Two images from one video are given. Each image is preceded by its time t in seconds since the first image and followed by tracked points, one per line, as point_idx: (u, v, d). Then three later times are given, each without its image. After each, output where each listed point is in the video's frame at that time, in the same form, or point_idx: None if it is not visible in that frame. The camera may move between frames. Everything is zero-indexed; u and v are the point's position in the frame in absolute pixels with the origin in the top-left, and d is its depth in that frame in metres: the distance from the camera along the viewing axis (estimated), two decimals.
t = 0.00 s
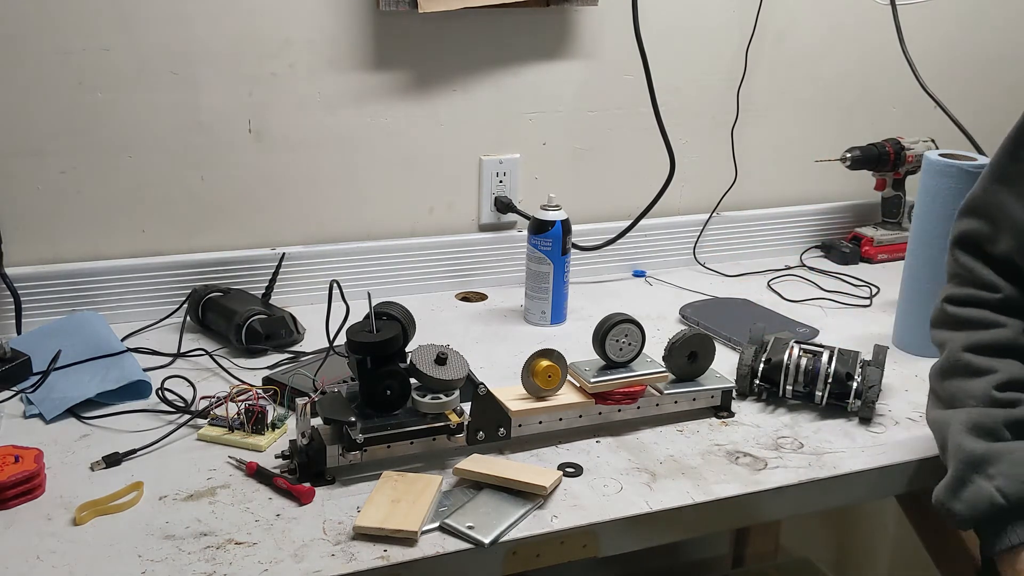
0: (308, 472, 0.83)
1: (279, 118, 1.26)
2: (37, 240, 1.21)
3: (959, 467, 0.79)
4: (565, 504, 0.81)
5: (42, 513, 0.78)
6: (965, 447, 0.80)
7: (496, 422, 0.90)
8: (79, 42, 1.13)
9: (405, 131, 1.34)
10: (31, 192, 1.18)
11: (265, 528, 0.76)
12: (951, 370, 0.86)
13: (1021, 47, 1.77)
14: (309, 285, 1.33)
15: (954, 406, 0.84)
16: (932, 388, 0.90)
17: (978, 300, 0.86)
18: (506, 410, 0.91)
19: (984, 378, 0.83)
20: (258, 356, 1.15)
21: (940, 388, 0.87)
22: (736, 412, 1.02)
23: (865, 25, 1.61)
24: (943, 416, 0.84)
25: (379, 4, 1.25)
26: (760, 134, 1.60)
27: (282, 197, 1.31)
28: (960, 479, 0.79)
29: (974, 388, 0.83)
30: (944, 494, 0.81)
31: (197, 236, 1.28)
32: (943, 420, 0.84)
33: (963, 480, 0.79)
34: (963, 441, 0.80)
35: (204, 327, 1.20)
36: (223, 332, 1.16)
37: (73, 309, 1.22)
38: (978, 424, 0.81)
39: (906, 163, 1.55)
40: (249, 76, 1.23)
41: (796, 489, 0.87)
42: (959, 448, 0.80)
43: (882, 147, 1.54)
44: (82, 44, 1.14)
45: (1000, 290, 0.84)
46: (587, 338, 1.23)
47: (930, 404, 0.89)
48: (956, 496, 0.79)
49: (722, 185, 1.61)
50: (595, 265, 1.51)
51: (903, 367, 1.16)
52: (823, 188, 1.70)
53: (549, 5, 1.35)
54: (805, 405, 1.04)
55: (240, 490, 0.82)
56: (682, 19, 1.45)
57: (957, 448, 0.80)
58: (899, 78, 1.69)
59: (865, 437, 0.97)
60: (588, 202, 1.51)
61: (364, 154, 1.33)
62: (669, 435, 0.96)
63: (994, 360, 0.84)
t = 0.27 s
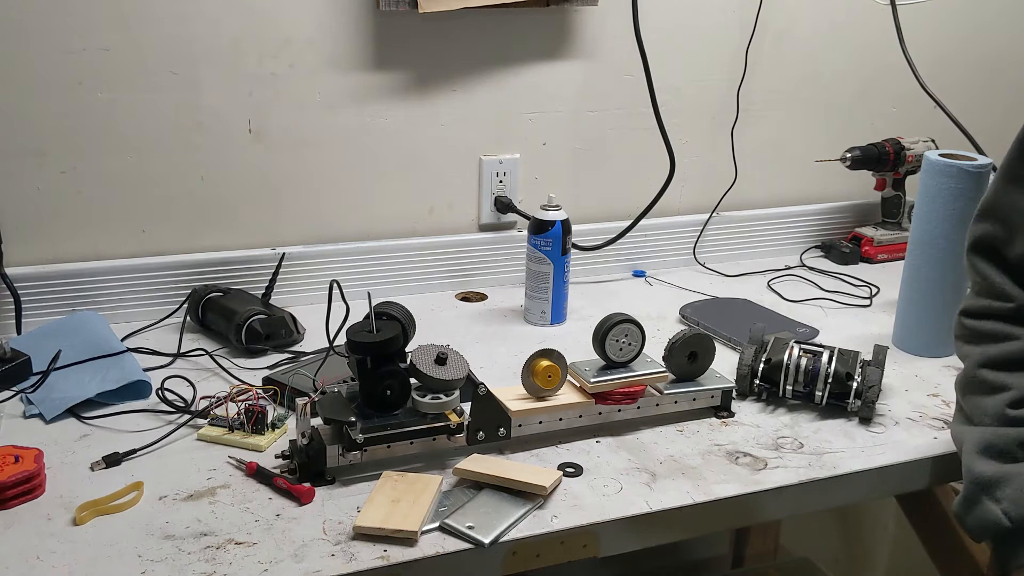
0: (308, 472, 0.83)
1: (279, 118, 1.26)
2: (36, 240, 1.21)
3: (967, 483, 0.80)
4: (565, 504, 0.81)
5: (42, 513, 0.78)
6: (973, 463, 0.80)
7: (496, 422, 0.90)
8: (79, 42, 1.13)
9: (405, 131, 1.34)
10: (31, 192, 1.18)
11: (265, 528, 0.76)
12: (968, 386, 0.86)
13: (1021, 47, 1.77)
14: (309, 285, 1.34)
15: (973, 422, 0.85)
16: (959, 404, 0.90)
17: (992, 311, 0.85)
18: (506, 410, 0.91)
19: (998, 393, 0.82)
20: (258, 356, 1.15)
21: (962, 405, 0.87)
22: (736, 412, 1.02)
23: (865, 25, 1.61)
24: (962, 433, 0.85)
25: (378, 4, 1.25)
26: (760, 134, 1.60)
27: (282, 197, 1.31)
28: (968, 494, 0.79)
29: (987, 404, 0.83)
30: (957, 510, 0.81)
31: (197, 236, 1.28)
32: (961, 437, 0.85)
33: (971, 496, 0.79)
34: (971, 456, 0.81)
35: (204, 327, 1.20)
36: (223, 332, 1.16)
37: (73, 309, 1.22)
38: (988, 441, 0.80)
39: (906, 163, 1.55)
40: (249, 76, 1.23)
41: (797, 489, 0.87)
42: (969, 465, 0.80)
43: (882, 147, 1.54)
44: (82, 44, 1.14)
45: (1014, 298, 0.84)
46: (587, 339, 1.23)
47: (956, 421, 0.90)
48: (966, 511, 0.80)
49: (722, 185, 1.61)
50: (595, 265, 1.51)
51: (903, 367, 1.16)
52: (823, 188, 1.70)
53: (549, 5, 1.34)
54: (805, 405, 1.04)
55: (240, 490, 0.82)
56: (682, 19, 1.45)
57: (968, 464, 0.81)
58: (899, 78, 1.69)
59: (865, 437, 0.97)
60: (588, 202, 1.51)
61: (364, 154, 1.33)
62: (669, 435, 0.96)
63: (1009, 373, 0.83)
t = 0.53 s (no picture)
0: (308, 472, 0.83)
1: (278, 118, 1.26)
2: (36, 240, 1.21)
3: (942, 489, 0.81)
4: (565, 504, 0.81)
5: (42, 513, 0.78)
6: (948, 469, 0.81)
7: (496, 422, 0.90)
8: (79, 42, 1.13)
9: (405, 131, 1.34)
10: (31, 192, 1.18)
11: (265, 528, 0.76)
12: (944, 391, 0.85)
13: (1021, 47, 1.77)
14: (309, 285, 1.34)
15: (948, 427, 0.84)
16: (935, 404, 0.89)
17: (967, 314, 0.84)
18: (506, 410, 0.91)
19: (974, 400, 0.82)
20: (258, 356, 1.15)
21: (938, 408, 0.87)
22: (736, 412, 1.02)
23: (865, 25, 1.61)
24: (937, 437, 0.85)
25: (379, 4, 1.25)
26: (760, 134, 1.60)
27: (281, 197, 1.31)
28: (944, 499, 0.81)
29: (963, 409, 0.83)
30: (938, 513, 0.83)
31: (197, 236, 1.28)
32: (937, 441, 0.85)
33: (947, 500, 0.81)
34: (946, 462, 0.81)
35: (204, 327, 1.20)
36: (223, 333, 1.16)
37: (73, 309, 1.22)
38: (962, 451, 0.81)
39: (906, 163, 1.55)
40: (249, 76, 1.23)
41: (796, 489, 0.87)
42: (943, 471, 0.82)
43: (882, 147, 1.54)
44: (82, 44, 1.14)
45: (991, 300, 0.82)
46: (587, 339, 1.23)
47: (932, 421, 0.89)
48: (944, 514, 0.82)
49: (722, 185, 1.61)
50: (595, 265, 1.51)
51: (903, 367, 1.16)
52: (823, 188, 1.70)
53: (549, 5, 1.35)
54: (805, 405, 1.04)
55: (240, 490, 0.82)
56: (682, 19, 1.45)
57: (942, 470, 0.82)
58: (899, 78, 1.69)
59: (865, 437, 0.97)
60: (588, 202, 1.51)
61: (364, 154, 1.33)
62: (670, 435, 0.96)
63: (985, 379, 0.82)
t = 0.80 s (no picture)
0: (308, 472, 0.83)
1: (278, 118, 1.26)
2: (35, 240, 1.21)
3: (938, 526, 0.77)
4: (564, 504, 0.81)
5: (43, 513, 0.78)
6: (945, 510, 0.77)
7: (496, 422, 0.90)
8: (79, 41, 1.13)
9: (404, 131, 1.34)
10: (30, 192, 1.18)
11: (265, 528, 0.76)
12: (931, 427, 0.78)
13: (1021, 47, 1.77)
14: (310, 285, 1.34)
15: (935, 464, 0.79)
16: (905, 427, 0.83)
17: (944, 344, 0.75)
18: (506, 410, 0.91)
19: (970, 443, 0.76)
20: (258, 356, 1.15)
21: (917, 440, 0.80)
22: (736, 412, 1.02)
23: (865, 25, 1.61)
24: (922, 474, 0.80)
25: (379, 4, 1.25)
26: (760, 134, 1.60)
27: (281, 197, 1.31)
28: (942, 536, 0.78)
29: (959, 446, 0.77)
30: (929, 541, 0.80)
31: (197, 236, 1.28)
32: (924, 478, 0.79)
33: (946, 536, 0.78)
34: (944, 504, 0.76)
35: (204, 327, 1.20)
36: (223, 333, 1.16)
37: (73, 309, 1.22)
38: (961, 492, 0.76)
39: (906, 163, 1.55)
40: (249, 76, 1.23)
41: (796, 489, 0.87)
42: (938, 511, 0.77)
43: (882, 147, 1.54)
44: (82, 44, 1.14)
45: (972, 323, 0.73)
46: (587, 339, 1.23)
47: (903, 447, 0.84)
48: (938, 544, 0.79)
49: (722, 185, 1.61)
50: (595, 265, 1.51)
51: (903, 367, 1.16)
52: (823, 188, 1.70)
53: (549, 5, 1.35)
54: (805, 405, 1.04)
55: (240, 490, 0.82)
56: (682, 19, 1.45)
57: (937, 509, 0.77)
58: (899, 78, 1.69)
59: (865, 437, 0.97)
60: (588, 202, 1.51)
61: (364, 154, 1.33)
62: (670, 435, 0.96)
63: (975, 420, 0.76)
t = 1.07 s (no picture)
0: (308, 472, 0.83)
1: (278, 118, 1.26)
2: (36, 240, 1.21)
3: None
4: (564, 504, 0.81)
5: (42, 513, 0.78)
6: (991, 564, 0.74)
7: (496, 422, 0.90)
8: (79, 42, 1.13)
9: (405, 131, 1.34)
10: (30, 192, 1.18)
11: (265, 528, 0.76)
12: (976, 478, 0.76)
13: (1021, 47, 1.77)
14: (310, 285, 1.34)
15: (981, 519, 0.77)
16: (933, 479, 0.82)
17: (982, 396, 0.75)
18: (506, 410, 0.91)
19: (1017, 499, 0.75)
20: (258, 356, 1.15)
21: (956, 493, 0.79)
22: (736, 412, 1.02)
23: (865, 25, 1.61)
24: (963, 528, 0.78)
25: (379, 4, 1.25)
26: (760, 134, 1.60)
27: (281, 198, 1.31)
28: None
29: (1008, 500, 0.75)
30: None
31: (197, 236, 1.28)
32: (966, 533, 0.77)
33: None
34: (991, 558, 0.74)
35: (204, 327, 1.20)
36: (223, 333, 1.15)
37: (73, 309, 1.22)
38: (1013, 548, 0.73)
39: (906, 163, 1.55)
40: (249, 77, 1.23)
41: (796, 489, 0.87)
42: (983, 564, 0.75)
43: (882, 147, 1.54)
44: (82, 44, 1.14)
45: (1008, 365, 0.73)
46: (587, 339, 1.23)
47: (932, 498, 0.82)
48: None
49: (722, 185, 1.61)
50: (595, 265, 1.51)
51: (903, 367, 1.16)
52: (823, 188, 1.70)
53: (549, 5, 1.35)
54: (805, 405, 1.04)
55: (240, 490, 0.82)
56: (682, 19, 1.45)
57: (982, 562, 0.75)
58: (899, 79, 1.69)
59: (864, 437, 0.97)
60: (588, 202, 1.51)
61: (364, 155, 1.33)
62: (669, 435, 0.96)
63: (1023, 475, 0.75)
